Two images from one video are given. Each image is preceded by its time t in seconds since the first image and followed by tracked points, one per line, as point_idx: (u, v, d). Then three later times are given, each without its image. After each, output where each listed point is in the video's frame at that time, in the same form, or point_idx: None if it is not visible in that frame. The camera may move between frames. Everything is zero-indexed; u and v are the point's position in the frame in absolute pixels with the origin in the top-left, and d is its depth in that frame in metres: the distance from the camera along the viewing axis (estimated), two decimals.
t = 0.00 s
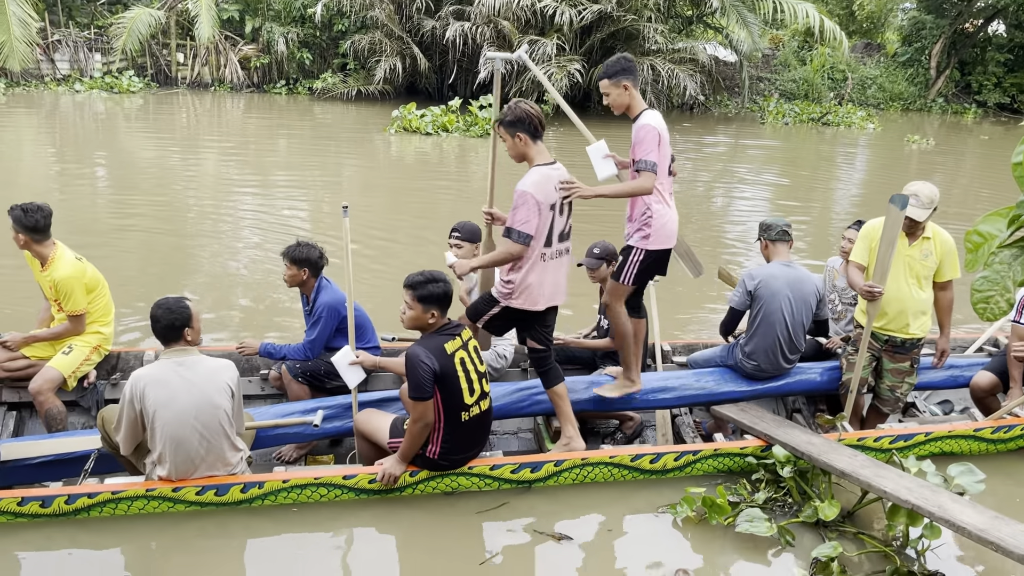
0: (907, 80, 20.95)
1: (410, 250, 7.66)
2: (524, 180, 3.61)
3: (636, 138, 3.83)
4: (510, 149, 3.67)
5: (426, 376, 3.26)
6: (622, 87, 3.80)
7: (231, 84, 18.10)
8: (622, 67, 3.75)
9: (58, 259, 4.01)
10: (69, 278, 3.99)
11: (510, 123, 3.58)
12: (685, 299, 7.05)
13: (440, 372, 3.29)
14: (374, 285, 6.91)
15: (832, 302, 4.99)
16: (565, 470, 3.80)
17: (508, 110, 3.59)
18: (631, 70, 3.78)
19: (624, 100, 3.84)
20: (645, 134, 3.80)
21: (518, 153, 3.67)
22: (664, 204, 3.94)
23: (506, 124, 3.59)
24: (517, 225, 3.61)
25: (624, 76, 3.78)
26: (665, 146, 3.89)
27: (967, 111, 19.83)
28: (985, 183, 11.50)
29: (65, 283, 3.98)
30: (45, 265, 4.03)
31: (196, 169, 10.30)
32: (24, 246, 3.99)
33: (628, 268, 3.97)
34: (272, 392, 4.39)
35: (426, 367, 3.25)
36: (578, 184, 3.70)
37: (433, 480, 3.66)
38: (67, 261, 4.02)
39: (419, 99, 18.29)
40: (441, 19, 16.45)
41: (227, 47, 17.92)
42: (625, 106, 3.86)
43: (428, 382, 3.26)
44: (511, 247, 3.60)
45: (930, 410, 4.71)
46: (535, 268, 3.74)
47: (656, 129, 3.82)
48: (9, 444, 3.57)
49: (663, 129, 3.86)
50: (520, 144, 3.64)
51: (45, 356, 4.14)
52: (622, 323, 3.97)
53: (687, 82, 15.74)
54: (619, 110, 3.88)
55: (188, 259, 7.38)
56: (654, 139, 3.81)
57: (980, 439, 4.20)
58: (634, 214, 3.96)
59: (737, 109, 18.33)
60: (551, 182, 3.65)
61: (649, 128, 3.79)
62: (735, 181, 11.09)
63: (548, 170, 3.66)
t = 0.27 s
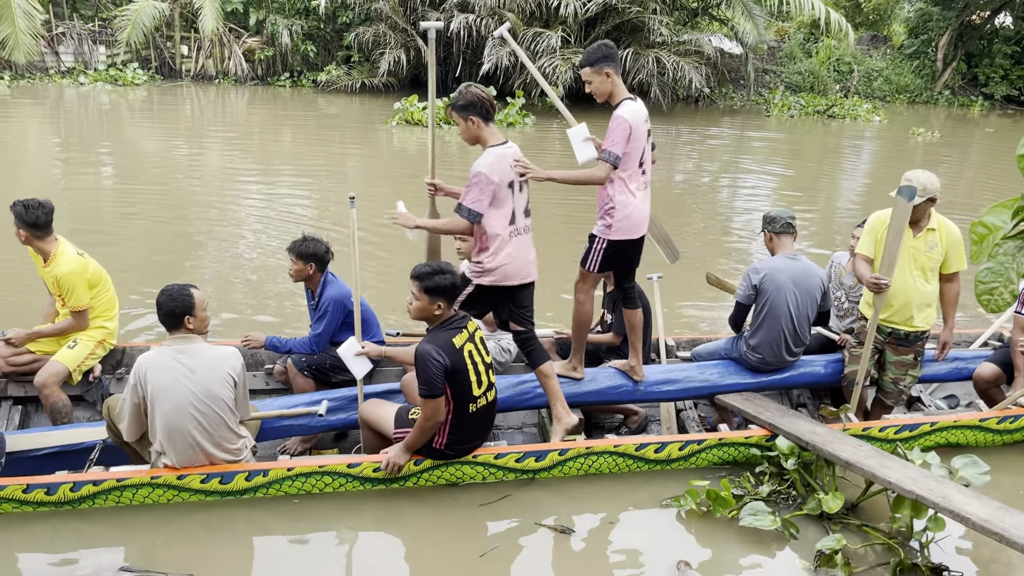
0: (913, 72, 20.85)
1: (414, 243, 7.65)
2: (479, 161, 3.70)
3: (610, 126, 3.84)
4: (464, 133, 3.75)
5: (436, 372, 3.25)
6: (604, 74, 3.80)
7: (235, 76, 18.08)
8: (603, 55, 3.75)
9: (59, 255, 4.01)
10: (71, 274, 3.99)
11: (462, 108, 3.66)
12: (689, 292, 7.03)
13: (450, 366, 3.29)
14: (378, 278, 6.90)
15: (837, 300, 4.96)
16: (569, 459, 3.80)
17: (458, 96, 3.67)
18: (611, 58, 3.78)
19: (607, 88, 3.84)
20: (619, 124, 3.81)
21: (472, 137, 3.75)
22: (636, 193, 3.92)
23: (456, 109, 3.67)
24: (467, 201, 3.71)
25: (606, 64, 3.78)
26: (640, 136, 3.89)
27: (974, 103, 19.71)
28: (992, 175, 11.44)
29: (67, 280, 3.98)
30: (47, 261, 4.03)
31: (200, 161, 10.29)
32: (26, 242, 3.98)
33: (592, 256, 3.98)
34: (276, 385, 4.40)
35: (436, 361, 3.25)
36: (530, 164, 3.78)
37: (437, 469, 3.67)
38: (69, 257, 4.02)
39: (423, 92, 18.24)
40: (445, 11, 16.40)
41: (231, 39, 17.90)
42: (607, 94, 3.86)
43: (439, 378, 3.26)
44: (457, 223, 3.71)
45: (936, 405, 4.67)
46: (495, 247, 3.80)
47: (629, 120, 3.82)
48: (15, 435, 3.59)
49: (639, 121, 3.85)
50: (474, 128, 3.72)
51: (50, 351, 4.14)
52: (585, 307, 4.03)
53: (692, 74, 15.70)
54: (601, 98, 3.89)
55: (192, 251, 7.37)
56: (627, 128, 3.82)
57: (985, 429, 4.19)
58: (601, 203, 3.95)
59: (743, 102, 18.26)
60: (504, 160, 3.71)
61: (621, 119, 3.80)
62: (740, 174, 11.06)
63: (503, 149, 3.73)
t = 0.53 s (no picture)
0: (918, 67, 20.78)
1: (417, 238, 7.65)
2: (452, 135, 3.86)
3: (587, 117, 3.81)
4: (438, 109, 3.89)
5: (441, 365, 3.26)
6: (585, 65, 3.78)
7: (239, 71, 18.08)
8: (583, 45, 3.73)
9: (63, 255, 4.02)
10: (75, 273, 4.01)
11: (435, 85, 3.79)
12: (692, 288, 7.02)
13: (453, 358, 3.31)
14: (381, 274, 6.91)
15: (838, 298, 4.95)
16: (572, 450, 3.82)
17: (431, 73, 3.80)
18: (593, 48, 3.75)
19: (588, 78, 3.83)
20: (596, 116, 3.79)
21: (445, 113, 3.88)
22: (609, 184, 3.94)
23: (428, 86, 3.81)
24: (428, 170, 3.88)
25: (587, 54, 3.76)
26: (617, 129, 3.89)
27: (980, 98, 19.63)
28: (997, 169, 11.41)
29: (71, 279, 4.00)
30: (50, 261, 4.04)
31: (204, 156, 10.29)
32: (29, 242, 4.00)
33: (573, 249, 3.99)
34: (281, 383, 4.42)
35: (437, 351, 3.26)
36: (499, 146, 3.92)
37: (441, 460, 3.69)
38: (72, 256, 4.04)
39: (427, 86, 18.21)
40: (449, 6, 16.37)
41: (235, 34, 17.90)
42: (588, 84, 3.84)
43: (443, 368, 3.27)
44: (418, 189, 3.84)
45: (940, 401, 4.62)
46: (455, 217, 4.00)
47: (605, 114, 3.80)
48: (21, 429, 3.61)
49: (616, 113, 3.84)
50: (448, 105, 3.86)
51: (55, 349, 4.17)
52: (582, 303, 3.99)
53: (696, 68, 15.67)
54: (582, 87, 3.88)
55: (196, 246, 7.38)
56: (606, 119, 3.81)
57: (989, 421, 4.19)
58: (576, 194, 3.97)
59: (747, 97, 18.21)
60: (472, 136, 3.88)
61: (597, 111, 3.78)
62: (744, 168, 11.04)
63: (474, 127, 3.90)
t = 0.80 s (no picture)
0: (925, 63, 20.70)
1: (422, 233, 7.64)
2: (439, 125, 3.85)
3: (570, 110, 3.81)
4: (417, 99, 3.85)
5: (446, 356, 3.27)
6: (571, 60, 3.77)
7: (245, 66, 18.11)
8: (570, 41, 3.71)
9: (69, 255, 4.04)
10: (81, 273, 4.02)
11: (415, 73, 3.75)
12: (697, 285, 7.00)
13: (458, 348, 3.31)
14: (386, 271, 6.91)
15: (841, 296, 4.92)
16: (577, 442, 3.84)
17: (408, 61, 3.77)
18: (579, 43, 3.73)
19: (574, 73, 3.82)
20: (582, 110, 3.80)
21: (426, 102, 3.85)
22: (595, 178, 3.97)
23: (408, 74, 3.77)
24: (428, 163, 3.82)
25: (573, 50, 3.74)
26: (603, 123, 3.90)
27: (986, 95, 19.55)
28: (1004, 166, 11.36)
29: (77, 279, 4.01)
30: (57, 261, 4.06)
31: (210, 152, 10.30)
32: (36, 242, 4.01)
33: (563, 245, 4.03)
34: (286, 380, 4.43)
35: (441, 340, 3.29)
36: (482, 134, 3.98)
37: (447, 451, 3.70)
38: (79, 256, 4.06)
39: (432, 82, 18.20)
40: (454, 2, 16.36)
41: (241, 30, 17.92)
42: (575, 79, 3.84)
43: (450, 360, 3.27)
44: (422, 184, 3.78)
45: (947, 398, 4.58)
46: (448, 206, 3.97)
47: (589, 109, 3.81)
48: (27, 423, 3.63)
49: (601, 107, 3.86)
50: (428, 93, 3.83)
51: (62, 347, 4.18)
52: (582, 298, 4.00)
53: (702, 64, 15.66)
54: (569, 82, 3.87)
55: (202, 241, 7.38)
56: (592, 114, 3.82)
57: (995, 415, 4.17)
58: (563, 188, 3.99)
59: (753, 93, 18.18)
60: (460, 125, 3.89)
61: (580, 105, 3.78)
62: (749, 165, 11.02)
63: (457, 115, 3.90)
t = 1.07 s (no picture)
0: (934, 60, 20.57)
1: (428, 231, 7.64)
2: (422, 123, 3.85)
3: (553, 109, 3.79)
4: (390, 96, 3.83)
5: (450, 346, 3.31)
6: (556, 61, 3.76)
7: (252, 63, 18.13)
8: (555, 41, 3.70)
9: (78, 254, 4.06)
10: (90, 272, 4.05)
11: (388, 70, 3.74)
12: (703, 284, 6.98)
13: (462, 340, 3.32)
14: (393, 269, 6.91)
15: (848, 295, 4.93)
16: (584, 437, 3.84)
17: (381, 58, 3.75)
18: (564, 44, 3.74)
19: (558, 73, 3.80)
20: (565, 109, 3.78)
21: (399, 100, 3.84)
22: (577, 181, 3.93)
23: (380, 72, 3.76)
24: (424, 166, 3.83)
25: (557, 50, 3.74)
26: (587, 125, 3.88)
27: (996, 92, 19.41)
28: (1014, 164, 11.28)
29: (85, 278, 4.03)
30: (65, 260, 4.07)
31: (217, 149, 10.33)
32: (45, 241, 4.03)
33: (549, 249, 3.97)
34: (294, 379, 4.44)
35: (447, 333, 3.30)
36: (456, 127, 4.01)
37: (453, 446, 3.70)
38: (87, 255, 4.08)
39: (440, 79, 18.17)
40: None
41: (249, 26, 17.93)
42: (558, 80, 3.82)
43: (450, 349, 3.31)
44: (426, 185, 3.81)
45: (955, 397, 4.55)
46: (438, 206, 4.00)
47: (571, 109, 3.79)
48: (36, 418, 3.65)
49: (582, 108, 3.82)
50: (401, 90, 3.82)
51: (71, 344, 4.20)
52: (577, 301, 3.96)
53: (710, 61, 15.64)
54: (553, 84, 3.85)
55: (209, 238, 7.40)
56: (576, 114, 3.80)
57: (1004, 412, 4.16)
58: (547, 191, 3.95)
59: (761, 90, 18.11)
60: (441, 122, 3.91)
61: (565, 105, 3.77)
62: (757, 162, 10.98)
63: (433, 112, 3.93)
